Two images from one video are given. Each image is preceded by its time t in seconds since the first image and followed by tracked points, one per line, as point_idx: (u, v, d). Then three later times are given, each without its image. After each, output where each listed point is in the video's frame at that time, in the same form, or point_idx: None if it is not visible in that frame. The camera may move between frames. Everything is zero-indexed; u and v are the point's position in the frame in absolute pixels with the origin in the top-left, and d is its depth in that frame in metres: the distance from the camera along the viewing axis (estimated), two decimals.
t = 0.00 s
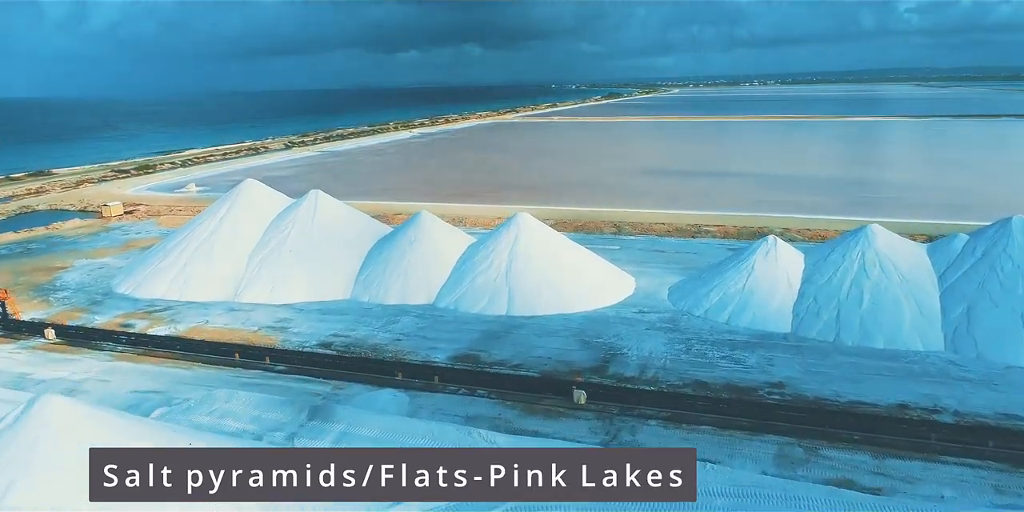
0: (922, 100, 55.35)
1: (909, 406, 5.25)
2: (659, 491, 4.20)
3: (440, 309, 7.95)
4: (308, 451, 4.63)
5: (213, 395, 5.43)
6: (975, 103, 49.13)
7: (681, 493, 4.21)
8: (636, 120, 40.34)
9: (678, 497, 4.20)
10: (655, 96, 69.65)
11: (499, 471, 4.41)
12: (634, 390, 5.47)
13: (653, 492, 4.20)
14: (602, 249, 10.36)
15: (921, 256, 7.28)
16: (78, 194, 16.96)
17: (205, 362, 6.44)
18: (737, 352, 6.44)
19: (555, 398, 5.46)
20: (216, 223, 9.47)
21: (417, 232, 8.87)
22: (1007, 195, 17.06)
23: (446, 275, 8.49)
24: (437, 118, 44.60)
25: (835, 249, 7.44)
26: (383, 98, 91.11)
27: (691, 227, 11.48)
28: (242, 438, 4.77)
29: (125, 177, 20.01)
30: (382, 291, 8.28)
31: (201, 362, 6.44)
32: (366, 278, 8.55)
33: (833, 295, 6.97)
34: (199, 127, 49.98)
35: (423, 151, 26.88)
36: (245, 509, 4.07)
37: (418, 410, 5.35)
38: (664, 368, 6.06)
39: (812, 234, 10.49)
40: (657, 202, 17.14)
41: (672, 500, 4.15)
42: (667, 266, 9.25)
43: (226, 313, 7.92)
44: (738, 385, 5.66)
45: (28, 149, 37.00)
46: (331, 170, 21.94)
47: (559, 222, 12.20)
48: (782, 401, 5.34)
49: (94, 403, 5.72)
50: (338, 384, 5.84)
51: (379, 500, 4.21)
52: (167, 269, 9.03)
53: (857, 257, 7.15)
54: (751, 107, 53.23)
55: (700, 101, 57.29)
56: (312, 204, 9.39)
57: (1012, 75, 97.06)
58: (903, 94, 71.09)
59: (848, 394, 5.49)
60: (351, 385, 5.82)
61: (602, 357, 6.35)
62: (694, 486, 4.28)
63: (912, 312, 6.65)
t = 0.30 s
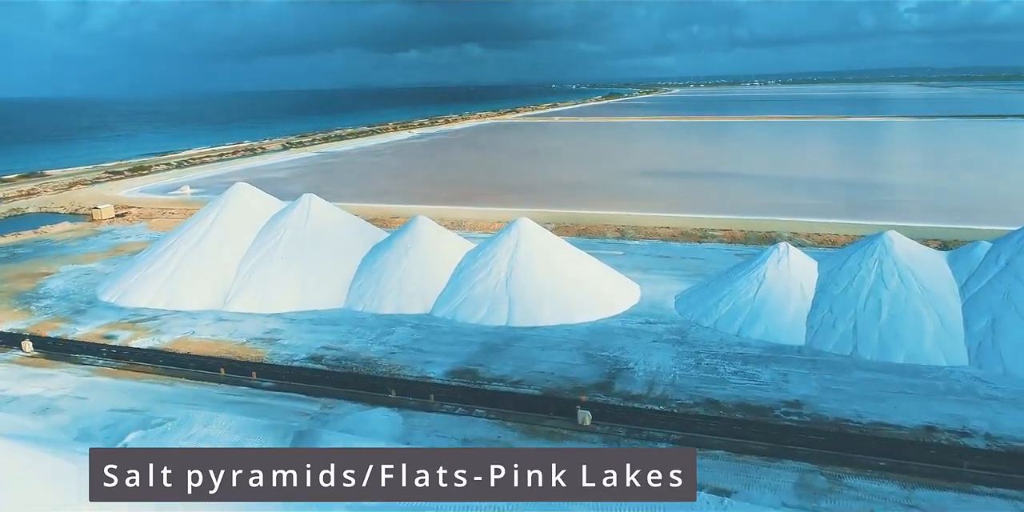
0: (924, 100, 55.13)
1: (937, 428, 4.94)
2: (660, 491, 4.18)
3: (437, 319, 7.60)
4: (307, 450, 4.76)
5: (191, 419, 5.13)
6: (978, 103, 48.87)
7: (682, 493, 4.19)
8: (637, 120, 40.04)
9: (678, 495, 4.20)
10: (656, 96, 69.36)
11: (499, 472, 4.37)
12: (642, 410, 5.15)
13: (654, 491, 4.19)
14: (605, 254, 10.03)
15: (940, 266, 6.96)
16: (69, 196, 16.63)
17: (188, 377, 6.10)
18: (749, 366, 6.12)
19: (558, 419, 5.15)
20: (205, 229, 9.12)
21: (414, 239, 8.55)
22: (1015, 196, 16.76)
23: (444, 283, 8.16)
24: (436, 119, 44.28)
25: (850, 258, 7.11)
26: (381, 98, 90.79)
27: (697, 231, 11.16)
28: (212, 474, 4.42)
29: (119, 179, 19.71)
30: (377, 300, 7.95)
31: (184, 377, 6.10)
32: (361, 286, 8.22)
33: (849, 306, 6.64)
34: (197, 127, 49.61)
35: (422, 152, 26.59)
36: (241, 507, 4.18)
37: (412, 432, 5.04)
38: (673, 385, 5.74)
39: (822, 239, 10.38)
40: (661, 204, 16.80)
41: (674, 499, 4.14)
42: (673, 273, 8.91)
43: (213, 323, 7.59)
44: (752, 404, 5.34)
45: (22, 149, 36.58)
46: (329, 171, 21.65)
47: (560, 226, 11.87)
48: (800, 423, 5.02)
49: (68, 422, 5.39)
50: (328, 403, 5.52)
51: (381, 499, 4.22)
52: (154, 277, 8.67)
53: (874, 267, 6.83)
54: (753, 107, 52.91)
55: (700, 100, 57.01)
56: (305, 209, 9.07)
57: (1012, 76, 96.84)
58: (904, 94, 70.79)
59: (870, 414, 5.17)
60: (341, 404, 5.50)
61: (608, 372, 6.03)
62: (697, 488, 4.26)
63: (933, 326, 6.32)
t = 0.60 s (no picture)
0: (926, 100, 54.87)
1: (972, 457, 4.56)
2: None
3: (434, 331, 7.22)
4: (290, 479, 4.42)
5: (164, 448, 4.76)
6: (981, 103, 48.56)
7: None
8: (638, 120, 39.68)
9: None
10: (658, 96, 69.04)
11: None
12: (653, 437, 4.78)
13: None
14: (609, 261, 9.66)
15: (964, 276, 6.58)
16: (59, 199, 16.24)
17: (166, 398, 5.71)
18: (764, 386, 5.74)
19: (561, 446, 4.77)
20: (191, 236, 8.74)
21: (409, 246, 8.18)
22: None
23: (440, 293, 7.77)
24: (435, 119, 43.95)
25: (870, 268, 6.73)
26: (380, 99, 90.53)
27: (703, 236, 10.79)
28: None
29: (112, 181, 19.34)
30: (371, 311, 7.57)
31: (162, 397, 5.71)
32: (353, 297, 7.84)
33: (870, 320, 6.25)
34: (195, 127, 49.24)
35: (421, 153, 26.25)
36: None
37: (404, 461, 4.66)
38: (684, 406, 5.36)
39: (833, 244, 10.11)
40: (665, 205, 16.43)
41: None
42: (680, 281, 8.53)
43: (198, 336, 7.20)
44: (769, 429, 4.96)
45: (17, 149, 36.20)
46: (326, 172, 21.30)
47: (562, 231, 11.51)
48: (823, 452, 4.64)
49: (36, 448, 5.02)
50: (314, 427, 5.15)
51: None
52: (137, 286, 8.28)
53: (896, 278, 6.45)
54: (753, 106, 52.55)
55: (700, 101, 56.75)
56: (295, 215, 8.69)
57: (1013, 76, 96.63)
58: (903, 93, 70.64)
59: (898, 441, 4.79)
60: (328, 429, 5.12)
61: (615, 391, 5.65)
62: None
63: (960, 342, 5.95)
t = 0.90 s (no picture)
0: (928, 100, 54.64)
1: (1003, 483, 4.28)
2: None
3: (430, 342, 6.93)
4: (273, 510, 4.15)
5: (140, 475, 4.47)
6: (983, 102, 48.34)
7: None
8: (639, 121, 39.40)
9: None
10: (658, 96, 68.76)
11: None
12: (662, 460, 4.49)
13: None
14: (612, 267, 9.39)
15: (985, 286, 6.30)
16: (51, 201, 15.95)
17: (147, 414, 5.41)
18: (778, 401, 5.44)
19: (564, 470, 4.48)
20: (180, 241, 8.44)
21: (405, 252, 7.89)
22: None
23: (438, 301, 7.49)
24: (435, 119, 43.70)
25: (886, 276, 6.45)
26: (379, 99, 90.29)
27: (708, 240, 10.52)
28: None
29: (106, 182, 19.06)
30: (365, 320, 7.29)
31: (143, 414, 5.42)
32: (347, 305, 7.56)
33: (888, 330, 5.97)
34: (193, 127, 48.94)
35: (420, 153, 25.98)
36: None
37: (397, 486, 4.37)
38: (694, 425, 5.07)
39: (843, 250, 9.84)
40: (667, 206, 16.13)
41: None
42: (686, 288, 8.25)
43: (184, 347, 6.90)
44: (785, 451, 4.67)
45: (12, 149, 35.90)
46: (324, 173, 21.03)
47: (563, 234, 11.23)
48: (843, 477, 4.35)
49: (7, 471, 4.73)
50: (302, 447, 4.86)
51: None
52: (123, 294, 7.98)
53: (914, 288, 6.16)
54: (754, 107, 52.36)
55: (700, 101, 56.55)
56: (288, 219, 8.40)
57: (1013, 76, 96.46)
58: (903, 93, 70.49)
59: (923, 464, 4.50)
60: (317, 449, 4.83)
61: (621, 408, 5.36)
62: None
63: (982, 356, 5.66)
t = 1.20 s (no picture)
0: (930, 100, 54.25)
1: None
2: None
3: (426, 357, 6.55)
4: None
5: None
6: (984, 102, 48.09)
7: None
8: (639, 121, 39.01)
9: None
10: (659, 96, 68.38)
11: None
12: (675, 496, 4.13)
13: None
14: (617, 275, 9.01)
15: (1014, 299, 5.93)
16: (40, 204, 15.57)
17: (120, 439, 5.04)
18: (798, 425, 5.06)
19: (569, 506, 4.11)
20: (165, 247, 8.05)
21: (399, 260, 7.52)
22: None
23: (434, 313, 7.11)
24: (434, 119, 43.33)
25: (910, 288, 6.07)
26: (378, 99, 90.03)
27: (715, 246, 10.15)
28: None
29: (97, 184, 18.68)
30: (357, 333, 6.91)
31: (116, 438, 5.05)
32: (339, 317, 7.18)
33: (913, 347, 5.59)
34: (190, 127, 48.53)
35: (418, 154, 25.61)
36: None
37: None
38: (708, 452, 4.69)
39: (856, 256, 9.46)
40: (670, 208, 15.76)
41: None
42: (695, 298, 7.87)
43: (165, 362, 6.52)
44: (808, 483, 4.30)
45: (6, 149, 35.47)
46: (320, 175, 20.67)
47: (565, 239, 10.86)
48: None
49: None
50: (284, 479, 4.49)
51: None
52: (104, 303, 7.60)
53: (940, 301, 5.79)
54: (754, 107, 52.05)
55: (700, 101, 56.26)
56: (278, 225, 8.03)
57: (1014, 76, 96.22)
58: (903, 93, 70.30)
59: (960, 501, 4.13)
60: (301, 480, 4.46)
61: (629, 433, 4.98)
62: None
63: (1014, 375, 5.29)
